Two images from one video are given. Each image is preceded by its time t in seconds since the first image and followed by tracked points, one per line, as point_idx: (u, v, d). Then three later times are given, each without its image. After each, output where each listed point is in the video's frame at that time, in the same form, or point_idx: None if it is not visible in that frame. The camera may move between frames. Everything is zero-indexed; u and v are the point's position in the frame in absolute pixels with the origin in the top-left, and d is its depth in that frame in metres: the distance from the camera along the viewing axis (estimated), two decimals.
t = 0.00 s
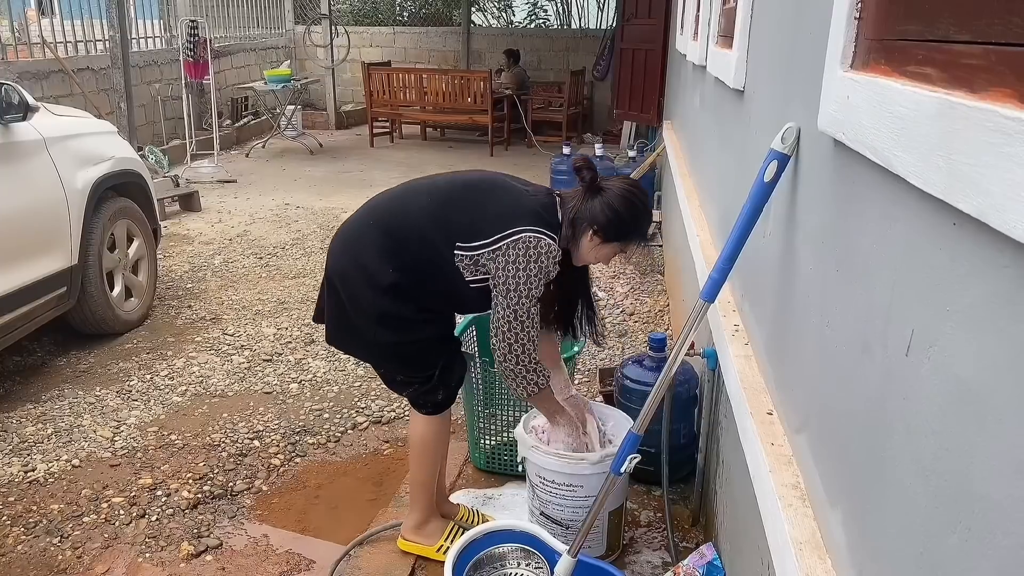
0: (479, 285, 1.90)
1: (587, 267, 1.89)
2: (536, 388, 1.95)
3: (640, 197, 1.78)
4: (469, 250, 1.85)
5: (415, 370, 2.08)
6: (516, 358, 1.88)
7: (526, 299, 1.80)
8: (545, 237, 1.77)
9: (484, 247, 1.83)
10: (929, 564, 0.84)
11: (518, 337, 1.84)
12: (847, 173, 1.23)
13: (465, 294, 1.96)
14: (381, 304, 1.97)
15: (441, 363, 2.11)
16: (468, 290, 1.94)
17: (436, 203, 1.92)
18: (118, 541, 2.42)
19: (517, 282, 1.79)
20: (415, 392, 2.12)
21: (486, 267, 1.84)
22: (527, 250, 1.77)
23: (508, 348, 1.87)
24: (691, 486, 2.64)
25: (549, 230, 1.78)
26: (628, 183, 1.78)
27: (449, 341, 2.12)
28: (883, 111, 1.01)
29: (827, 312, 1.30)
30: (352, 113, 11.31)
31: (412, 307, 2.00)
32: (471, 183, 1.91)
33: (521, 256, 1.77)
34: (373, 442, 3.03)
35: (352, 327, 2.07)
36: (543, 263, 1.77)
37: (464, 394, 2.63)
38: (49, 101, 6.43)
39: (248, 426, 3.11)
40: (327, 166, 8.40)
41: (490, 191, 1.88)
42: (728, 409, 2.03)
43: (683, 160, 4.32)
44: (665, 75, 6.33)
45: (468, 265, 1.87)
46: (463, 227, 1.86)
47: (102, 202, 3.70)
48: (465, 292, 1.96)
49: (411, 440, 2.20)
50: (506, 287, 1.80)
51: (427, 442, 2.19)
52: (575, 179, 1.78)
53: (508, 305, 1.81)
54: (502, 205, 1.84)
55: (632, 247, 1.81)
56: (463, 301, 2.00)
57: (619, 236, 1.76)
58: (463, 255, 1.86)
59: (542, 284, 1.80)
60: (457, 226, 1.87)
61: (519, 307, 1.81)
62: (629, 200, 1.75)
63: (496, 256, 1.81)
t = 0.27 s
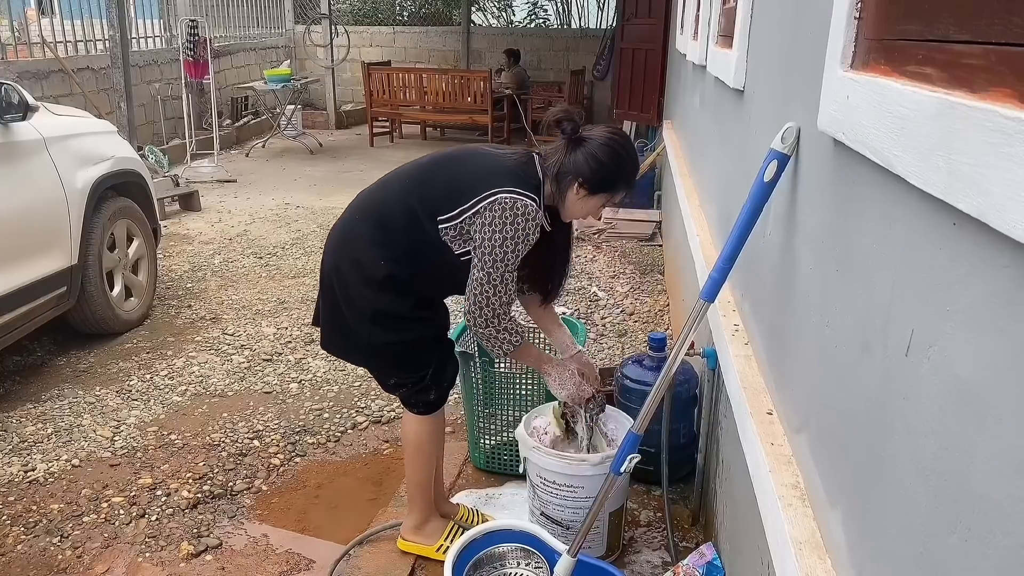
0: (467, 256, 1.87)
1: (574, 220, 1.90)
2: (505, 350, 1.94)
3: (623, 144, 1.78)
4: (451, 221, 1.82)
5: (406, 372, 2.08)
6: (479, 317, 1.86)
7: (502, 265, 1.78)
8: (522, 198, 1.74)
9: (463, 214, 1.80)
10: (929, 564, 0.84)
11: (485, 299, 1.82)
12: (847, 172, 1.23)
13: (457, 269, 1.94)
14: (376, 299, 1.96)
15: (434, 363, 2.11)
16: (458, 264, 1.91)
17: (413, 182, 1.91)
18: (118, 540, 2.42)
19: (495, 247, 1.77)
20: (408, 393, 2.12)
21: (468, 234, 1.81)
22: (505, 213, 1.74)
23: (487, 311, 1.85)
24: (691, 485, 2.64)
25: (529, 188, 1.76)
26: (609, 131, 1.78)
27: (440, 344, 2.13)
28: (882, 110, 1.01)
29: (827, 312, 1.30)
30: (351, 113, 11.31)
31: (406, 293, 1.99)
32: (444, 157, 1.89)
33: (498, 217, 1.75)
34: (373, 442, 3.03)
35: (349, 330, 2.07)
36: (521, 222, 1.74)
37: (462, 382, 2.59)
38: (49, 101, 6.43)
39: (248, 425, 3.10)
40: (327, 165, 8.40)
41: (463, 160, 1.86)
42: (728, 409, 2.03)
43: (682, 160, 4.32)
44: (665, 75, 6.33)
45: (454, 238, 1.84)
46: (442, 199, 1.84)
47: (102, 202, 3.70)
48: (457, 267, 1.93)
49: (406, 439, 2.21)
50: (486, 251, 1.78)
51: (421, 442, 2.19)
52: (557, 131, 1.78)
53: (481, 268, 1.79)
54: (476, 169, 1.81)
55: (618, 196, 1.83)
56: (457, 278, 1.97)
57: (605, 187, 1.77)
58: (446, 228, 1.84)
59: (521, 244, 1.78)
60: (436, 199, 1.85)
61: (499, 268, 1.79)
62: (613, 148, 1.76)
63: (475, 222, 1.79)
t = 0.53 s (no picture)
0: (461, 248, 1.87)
1: (564, 201, 1.92)
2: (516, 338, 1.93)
3: (609, 123, 1.79)
4: (443, 213, 1.82)
5: (406, 372, 2.08)
6: (483, 306, 1.85)
7: (497, 252, 1.78)
8: (510, 184, 1.74)
9: (454, 206, 1.80)
10: (930, 563, 0.84)
11: (487, 288, 1.82)
12: (847, 172, 1.23)
13: (453, 262, 1.94)
14: (374, 298, 1.96)
15: (434, 362, 2.12)
16: (454, 256, 1.91)
17: (403, 178, 1.90)
18: (119, 540, 2.42)
19: (487, 236, 1.76)
20: (408, 393, 2.12)
21: (462, 226, 1.81)
22: (494, 201, 1.74)
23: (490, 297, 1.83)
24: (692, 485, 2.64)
25: (518, 176, 1.76)
26: (595, 111, 1.78)
27: (438, 344, 2.13)
28: (882, 109, 1.01)
29: (828, 312, 1.30)
30: (352, 112, 11.32)
31: (404, 291, 1.99)
32: (430, 151, 1.90)
33: (489, 207, 1.75)
34: (374, 442, 3.03)
35: (348, 332, 2.06)
36: (512, 209, 1.75)
37: (462, 386, 2.59)
38: (49, 101, 6.43)
39: (248, 425, 3.10)
40: (328, 165, 8.40)
41: (450, 151, 1.85)
42: (729, 409, 2.03)
43: (683, 160, 4.31)
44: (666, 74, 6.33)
45: (448, 231, 1.84)
46: (433, 193, 1.84)
47: (103, 202, 3.70)
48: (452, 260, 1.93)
49: (406, 439, 2.21)
50: (480, 241, 1.77)
51: (421, 441, 2.19)
52: (541, 114, 1.78)
53: (479, 259, 1.79)
54: (464, 160, 1.81)
55: (606, 176, 1.84)
56: (453, 270, 1.97)
57: (592, 168, 1.79)
58: (439, 221, 1.84)
59: (517, 232, 1.78)
60: (427, 194, 1.85)
61: (496, 257, 1.78)
62: (599, 129, 1.76)
63: (466, 213, 1.78)
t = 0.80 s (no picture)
0: (459, 246, 1.87)
1: (560, 198, 1.93)
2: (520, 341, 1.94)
3: (604, 118, 1.78)
4: (439, 212, 1.82)
5: (405, 372, 2.08)
6: (488, 305, 1.86)
7: (498, 250, 1.78)
8: (506, 180, 1.74)
9: (450, 204, 1.80)
10: (930, 563, 0.84)
11: (491, 288, 1.83)
12: (847, 171, 1.23)
13: (450, 261, 1.94)
14: (372, 299, 1.96)
15: (432, 362, 2.12)
16: (451, 255, 1.92)
17: (399, 178, 1.90)
18: (119, 540, 2.42)
19: (486, 235, 1.76)
20: (407, 394, 2.12)
21: (458, 225, 1.82)
22: (490, 197, 1.74)
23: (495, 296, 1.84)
24: (691, 484, 2.64)
25: (513, 172, 1.76)
26: (589, 106, 1.78)
27: (437, 343, 2.13)
28: (882, 109, 1.01)
29: (828, 311, 1.29)
30: (352, 112, 11.32)
31: (402, 291, 1.99)
32: (423, 150, 1.90)
33: (484, 205, 1.75)
34: (374, 441, 3.03)
35: (347, 333, 2.06)
36: (508, 206, 1.74)
37: (462, 384, 2.59)
38: (49, 101, 6.43)
39: (248, 425, 3.11)
40: (328, 165, 8.40)
41: (446, 150, 1.85)
42: (729, 409, 2.03)
43: (683, 159, 4.31)
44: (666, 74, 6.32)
45: (444, 230, 1.85)
46: (429, 193, 1.84)
47: (103, 202, 3.70)
48: (449, 259, 1.93)
49: (405, 439, 2.21)
50: (477, 240, 1.78)
51: (421, 440, 2.20)
52: (535, 110, 1.78)
53: (479, 259, 1.80)
54: (459, 159, 1.81)
55: (600, 172, 1.84)
56: (450, 269, 1.97)
57: (586, 164, 1.79)
58: (436, 220, 1.84)
59: (514, 230, 1.78)
60: (424, 194, 1.85)
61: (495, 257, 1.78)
62: (593, 125, 1.76)
63: (462, 212, 1.79)
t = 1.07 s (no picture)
0: (458, 246, 1.88)
1: (557, 196, 1.92)
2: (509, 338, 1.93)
3: (603, 117, 1.77)
4: (437, 211, 1.83)
5: (404, 372, 2.08)
6: (478, 302, 1.85)
7: (493, 248, 1.78)
8: (503, 178, 1.74)
9: (447, 204, 1.81)
10: (929, 563, 0.84)
11: (482, 285, 1.82)
12: (846, 171, 1.22)
13: (448, 260, 1.94)
14: (370, 298, 1.96)
15: (431, 362, 2.12)
16: (449, 254, 1.92)
17: (397, 177, 1.90)
18: (119, 540, 2.42)
19: (482, 233, 1.76)
20: (405, 394, 2.12)
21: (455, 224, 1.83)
22: (487, 197, 1.74)
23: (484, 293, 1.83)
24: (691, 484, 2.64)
25: (510, 171, 1.76)
26: (589, 105, 1.77)
27: (435, 344, 2.12)
28: (881, 108, 1.01)
29: (828, 310, 1.29)
30: (351, 112, 11.32)
31: (399, 291, 1.99)
32: (421, 150, 1.89)
33: (480, 204, 1.75)
34: (374, 441, 3.03)
35: (345, 333, 2.06)
36: (504, 206, 1.75)
37: (461, 385, 2.59)
38: (49, 101, 6.43)
39: (248, 425, 3.10)
40: (328, 165, 8.40)
41: (443, 150, 1.85)
42: (729, 408, 2.03)
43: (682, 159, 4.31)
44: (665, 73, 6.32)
45: (442, 229, 1.85)
46: (427, 192, 1.84)
47: (102, 202, 3.70)
48: (447, 258, 1.93)
49: (404, 439, 2.22)
50: (473, 239, 1.78)
51: (419, 440, 2.21)
52: (534, 109, 1.77)
53: (473, 257, 1.79)
54: (456, 158, 1.82)
55: (599, 171, 1.83)
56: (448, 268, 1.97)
57: (585, 163, 1.78)
58: (433, 219, 1.85)
59: (511, 229, 1.78)
60: (421, 193, 1.85)
61: (489, 254, 1.79)
62: (592, 125, 1.75)
63: (459, 211, 1.80)
